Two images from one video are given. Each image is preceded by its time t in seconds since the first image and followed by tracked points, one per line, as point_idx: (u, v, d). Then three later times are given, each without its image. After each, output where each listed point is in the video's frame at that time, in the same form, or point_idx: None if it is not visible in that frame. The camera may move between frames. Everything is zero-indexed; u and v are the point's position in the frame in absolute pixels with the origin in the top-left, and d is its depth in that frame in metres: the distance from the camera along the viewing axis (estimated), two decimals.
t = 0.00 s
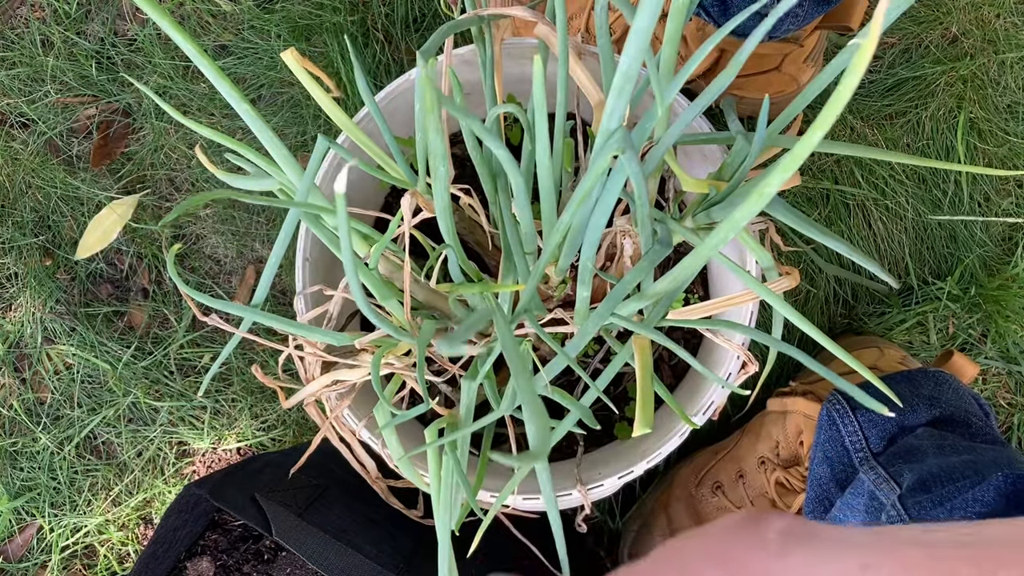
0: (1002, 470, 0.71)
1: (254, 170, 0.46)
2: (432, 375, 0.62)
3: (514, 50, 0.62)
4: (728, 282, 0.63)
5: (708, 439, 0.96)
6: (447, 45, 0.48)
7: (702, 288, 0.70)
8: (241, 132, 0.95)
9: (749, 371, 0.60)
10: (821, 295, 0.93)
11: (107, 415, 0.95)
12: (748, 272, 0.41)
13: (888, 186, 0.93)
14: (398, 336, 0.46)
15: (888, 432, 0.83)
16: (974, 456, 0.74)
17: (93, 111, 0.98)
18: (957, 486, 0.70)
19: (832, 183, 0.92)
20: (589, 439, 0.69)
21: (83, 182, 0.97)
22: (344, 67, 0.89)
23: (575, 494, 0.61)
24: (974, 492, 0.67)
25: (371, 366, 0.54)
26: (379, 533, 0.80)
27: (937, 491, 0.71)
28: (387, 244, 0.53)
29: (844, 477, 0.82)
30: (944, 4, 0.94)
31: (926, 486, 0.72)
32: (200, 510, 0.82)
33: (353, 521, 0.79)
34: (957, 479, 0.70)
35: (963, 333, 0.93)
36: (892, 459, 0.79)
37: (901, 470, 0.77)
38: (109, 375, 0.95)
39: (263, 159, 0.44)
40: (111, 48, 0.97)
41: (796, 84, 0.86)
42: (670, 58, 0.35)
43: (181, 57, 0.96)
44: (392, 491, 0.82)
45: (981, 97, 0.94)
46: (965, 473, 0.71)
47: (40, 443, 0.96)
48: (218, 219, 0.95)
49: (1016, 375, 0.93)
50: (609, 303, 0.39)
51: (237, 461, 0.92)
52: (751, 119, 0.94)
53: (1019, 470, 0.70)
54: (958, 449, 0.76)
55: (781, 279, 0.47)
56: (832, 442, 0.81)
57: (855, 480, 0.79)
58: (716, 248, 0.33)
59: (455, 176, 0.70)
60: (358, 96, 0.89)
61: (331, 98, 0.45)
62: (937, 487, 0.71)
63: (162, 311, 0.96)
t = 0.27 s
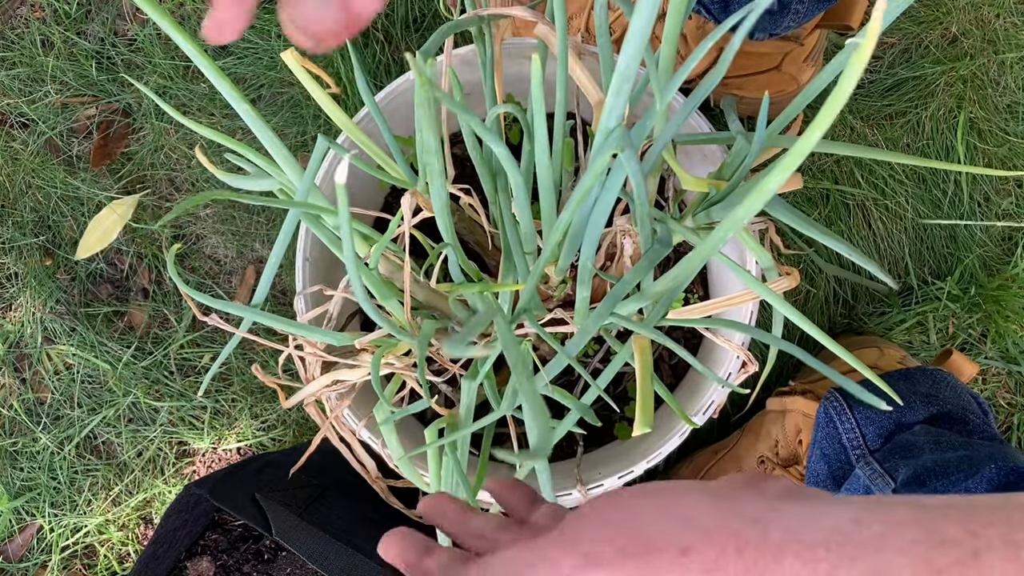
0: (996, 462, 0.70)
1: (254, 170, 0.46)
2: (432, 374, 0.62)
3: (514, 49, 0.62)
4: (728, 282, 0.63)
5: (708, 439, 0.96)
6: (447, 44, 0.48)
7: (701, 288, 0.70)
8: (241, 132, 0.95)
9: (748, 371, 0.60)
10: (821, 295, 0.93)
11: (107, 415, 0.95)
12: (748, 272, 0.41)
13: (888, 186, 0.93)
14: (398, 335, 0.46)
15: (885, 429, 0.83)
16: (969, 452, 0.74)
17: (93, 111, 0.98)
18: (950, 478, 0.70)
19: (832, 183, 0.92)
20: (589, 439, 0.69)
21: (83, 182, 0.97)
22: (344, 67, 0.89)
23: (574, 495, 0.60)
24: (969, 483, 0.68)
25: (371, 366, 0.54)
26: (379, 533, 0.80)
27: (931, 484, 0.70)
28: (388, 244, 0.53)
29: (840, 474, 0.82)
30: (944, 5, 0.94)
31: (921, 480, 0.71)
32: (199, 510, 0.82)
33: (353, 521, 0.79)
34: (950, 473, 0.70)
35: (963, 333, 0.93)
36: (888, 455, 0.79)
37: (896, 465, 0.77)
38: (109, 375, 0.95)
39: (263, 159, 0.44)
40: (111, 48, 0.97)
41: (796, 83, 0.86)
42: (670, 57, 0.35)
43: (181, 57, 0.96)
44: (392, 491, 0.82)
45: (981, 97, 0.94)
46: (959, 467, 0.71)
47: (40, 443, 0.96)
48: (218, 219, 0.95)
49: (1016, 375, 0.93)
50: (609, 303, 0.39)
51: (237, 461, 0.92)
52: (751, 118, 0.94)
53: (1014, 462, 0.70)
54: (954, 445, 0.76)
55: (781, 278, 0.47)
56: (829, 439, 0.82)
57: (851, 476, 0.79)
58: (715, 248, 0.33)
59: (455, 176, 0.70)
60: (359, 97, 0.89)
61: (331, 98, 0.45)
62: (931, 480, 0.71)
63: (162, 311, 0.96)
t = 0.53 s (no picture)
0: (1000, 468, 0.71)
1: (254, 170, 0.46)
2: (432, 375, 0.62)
3: (514, 49, 0.62)
4: (728, 282, 0.62)
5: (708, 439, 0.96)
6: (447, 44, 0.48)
7: (702, 288, 0.70)
8: (241, 133, 0.95)
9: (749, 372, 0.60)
10: (821, 295, 0.93)
11: (107, 415, 0.95)
12: (748, 272, 0.41)
13: (888, 186, 0.93)
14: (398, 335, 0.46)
15: (887, 431, 0.83)
16: (972, 454, 0.74)
17: (93, 111, 0.98)
18: (955, 483, 0.70)
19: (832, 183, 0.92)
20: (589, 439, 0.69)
21: (83, 182, 0.97)
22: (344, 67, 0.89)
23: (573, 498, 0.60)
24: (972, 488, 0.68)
25: (371, 367, 0.54)
26: (379, 533, 0.80)
27: (935, 488, 0.70)
28: (388, 244, 0.53)
29: (841, 475, 0.82)
30: (944, 5, 0.94)
31: (924, 483, 0.71)
32: (200, 510, 0.82)
33: (353, 521, 0.79)
34: (955, 478, 0.70)
35: (963, 333, 0.93)
36: (891, 458, 0.79)
37: (900, 468, 0.76)
38: (109, 375, 0.96)
39: (263, 159, 0.44)
40: (111, 48, 0.97)
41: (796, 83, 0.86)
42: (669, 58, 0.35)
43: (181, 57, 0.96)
44: (392, 491, 0.82)
45: (981, 97, 0.94)
46: (963, 472, 0.71)
47: (40, 443, 0.96)
48: (218, 219, 0.95)
49: (1016, 375, 0.93)
50: (609, 302, 0.39)
51: (237, 461, 0.92)
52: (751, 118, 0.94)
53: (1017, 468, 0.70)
54: (956, 447, 0.76)
55: (781, 279, 0.47)
56: (831, 441, 0.82)
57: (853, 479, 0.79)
58: (715, 248, 0.33)
59: (455, 176, 0.70)
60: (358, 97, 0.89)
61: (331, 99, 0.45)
62: (936, 484, 0.70)
63: (162, 311, 0.96)
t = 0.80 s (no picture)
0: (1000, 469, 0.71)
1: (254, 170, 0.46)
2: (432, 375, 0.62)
3: (514, 49, 0.62)
4: (728, 282, 0.62)
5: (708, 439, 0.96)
6: (447, 44, 0.48)
7: (702, 288, 0.70)
8: (241, 133, 0.95)
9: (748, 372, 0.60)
10: (821, 295, 0.93)
11: (107, 415, 0.95)
12: (748, 272, 0.41)
13: (888, 186, 0.93)
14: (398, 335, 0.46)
15: (888, 432, 0.83)
16: (973, 455, 0.74)
17: (93, 111, 0.98)
18: (955, 484, 0.69)
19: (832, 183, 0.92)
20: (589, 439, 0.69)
21: (83, 182, 0.97)
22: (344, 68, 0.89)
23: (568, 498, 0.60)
24: (972, 491, 0.67)
25: (371, 366, 0.54)
26: (379, 533, 0.80)
27: (935, 490, 0.70)
28: (388, 244, 0.53)
29: (842, 475, 0.82)
30: (944, 4, 0.94)
31: (924, 485, 0.71)
32: (200, 510, 0.82)
33: (353, 521, 0.79)
34: (954, 479, 0.70)
35: (964, 333, 0.93)
36: (891, 458, 0.79)
37: (900, 468, 0.76)
38: (109, 375, 0.96)
39: (262, 158, 0.44)
40: (111, 48, 0.97)
41: (796, 83, 0.86)
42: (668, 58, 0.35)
43: (181, 57, 0.96)
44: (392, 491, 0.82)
45: (981, 97, 0.94)
46: (964, 472, 0.70)
47: (40, 443, 0.96)
48: (218, 219, 0.95)
49: (1016, 375, 0.93)
50: (609, 302, 0.39)
51: (237, 461, 0.92)
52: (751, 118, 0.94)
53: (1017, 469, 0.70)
54: (957, 448, 0.76)
55: (781, 279, 0.47)
56: (832, 442, 0.82)
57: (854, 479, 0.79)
58: (714, 248, 0.33)
59: (454, 176, 0.70)
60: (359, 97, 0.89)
61: (331, 98, 0.45)
62: (935, 486, 0.70)
63: (162, 311, 0.96)
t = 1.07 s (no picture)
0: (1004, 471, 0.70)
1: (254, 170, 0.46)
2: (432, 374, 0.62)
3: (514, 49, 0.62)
4: (728, 282, 0.62)
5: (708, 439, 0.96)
6: (447, 44, 0.48)
7: (702, 288, 0.71)
8: (241, 133, 0.95)
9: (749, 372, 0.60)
10: (821, 295, 0.93)
11: (107, 415, 0.95)
12: (748, 273, 0.41)
13: (888, 186, 0.93)
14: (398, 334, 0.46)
15: (889, 433, 0.83)
16: (975, 457, 0.74)
17: (93, 111, 0.98)
18: (959, 488, 0.69)
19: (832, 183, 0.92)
20: (589, 439, 0.69)
21: (83, 182, 0.97)
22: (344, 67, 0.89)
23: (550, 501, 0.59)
24: (978, 496, 0.67)
25: (371, 366, 0.54)
26: (379, 533, 0.80)
27: (940, 494, 0.70)
28: (387, 244, 0.53)
29: (845, 478, 0.82)
30: (945, 4, 0.94)
31: (929, 488, 0.71)
32: (200, 510, 0.82)
33: (353, 521, 0.79)
34: (960, 483, 0.70)
35: (964, 333, 0.93)
36: (894, 460, 0.79)
37: (903, 471, 0.76)
38: (109, 375, 0.96)
39: (262, 158, 0.44)
40: (111, 48, 0.97)
41: (796, 84, 0.86)
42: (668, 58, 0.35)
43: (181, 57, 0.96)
44: (392, 491, 0.82)
45: (981, 97, 0.94)
46: (968, 475, 0.70)
47: (40, 443, 0.96)
48: (218, 219, 0.95)
49: (1016, 375, 0.94)
50: (610, 303, 0.39)
51: (237, 461, 0.92)
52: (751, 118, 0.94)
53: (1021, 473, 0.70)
54: (959, 450, 0.76)
55: (781, 279, 0.47)
56: (833, 444, 0.82)
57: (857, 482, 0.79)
58: (715, 248, 0.33)
59: (455, 176, 0.70)
60: (358, 97, 0.89)
61: (331, 98, 0.45)
62: (940, 489, 0.70)
63: (162, 311, 0.96)
